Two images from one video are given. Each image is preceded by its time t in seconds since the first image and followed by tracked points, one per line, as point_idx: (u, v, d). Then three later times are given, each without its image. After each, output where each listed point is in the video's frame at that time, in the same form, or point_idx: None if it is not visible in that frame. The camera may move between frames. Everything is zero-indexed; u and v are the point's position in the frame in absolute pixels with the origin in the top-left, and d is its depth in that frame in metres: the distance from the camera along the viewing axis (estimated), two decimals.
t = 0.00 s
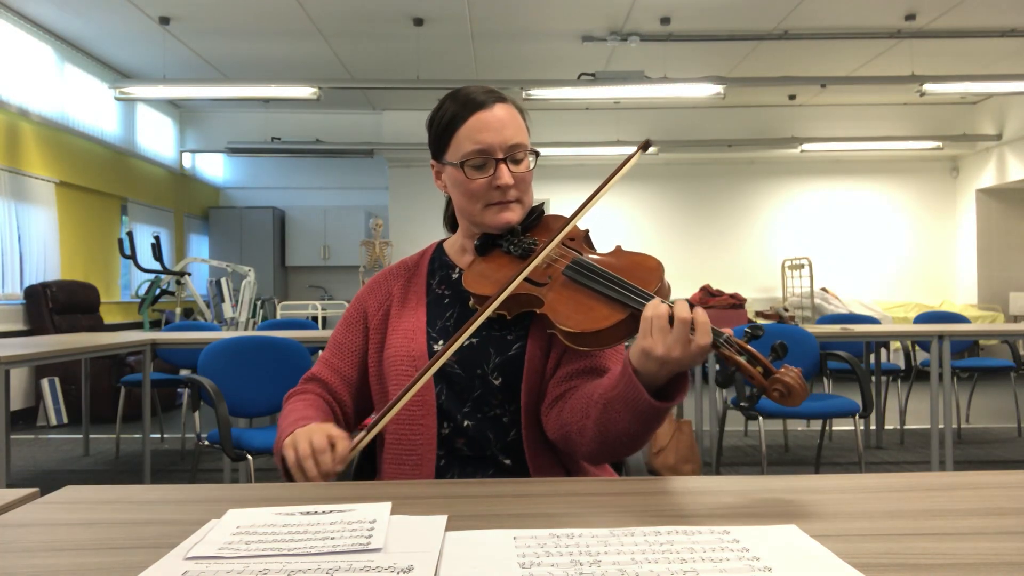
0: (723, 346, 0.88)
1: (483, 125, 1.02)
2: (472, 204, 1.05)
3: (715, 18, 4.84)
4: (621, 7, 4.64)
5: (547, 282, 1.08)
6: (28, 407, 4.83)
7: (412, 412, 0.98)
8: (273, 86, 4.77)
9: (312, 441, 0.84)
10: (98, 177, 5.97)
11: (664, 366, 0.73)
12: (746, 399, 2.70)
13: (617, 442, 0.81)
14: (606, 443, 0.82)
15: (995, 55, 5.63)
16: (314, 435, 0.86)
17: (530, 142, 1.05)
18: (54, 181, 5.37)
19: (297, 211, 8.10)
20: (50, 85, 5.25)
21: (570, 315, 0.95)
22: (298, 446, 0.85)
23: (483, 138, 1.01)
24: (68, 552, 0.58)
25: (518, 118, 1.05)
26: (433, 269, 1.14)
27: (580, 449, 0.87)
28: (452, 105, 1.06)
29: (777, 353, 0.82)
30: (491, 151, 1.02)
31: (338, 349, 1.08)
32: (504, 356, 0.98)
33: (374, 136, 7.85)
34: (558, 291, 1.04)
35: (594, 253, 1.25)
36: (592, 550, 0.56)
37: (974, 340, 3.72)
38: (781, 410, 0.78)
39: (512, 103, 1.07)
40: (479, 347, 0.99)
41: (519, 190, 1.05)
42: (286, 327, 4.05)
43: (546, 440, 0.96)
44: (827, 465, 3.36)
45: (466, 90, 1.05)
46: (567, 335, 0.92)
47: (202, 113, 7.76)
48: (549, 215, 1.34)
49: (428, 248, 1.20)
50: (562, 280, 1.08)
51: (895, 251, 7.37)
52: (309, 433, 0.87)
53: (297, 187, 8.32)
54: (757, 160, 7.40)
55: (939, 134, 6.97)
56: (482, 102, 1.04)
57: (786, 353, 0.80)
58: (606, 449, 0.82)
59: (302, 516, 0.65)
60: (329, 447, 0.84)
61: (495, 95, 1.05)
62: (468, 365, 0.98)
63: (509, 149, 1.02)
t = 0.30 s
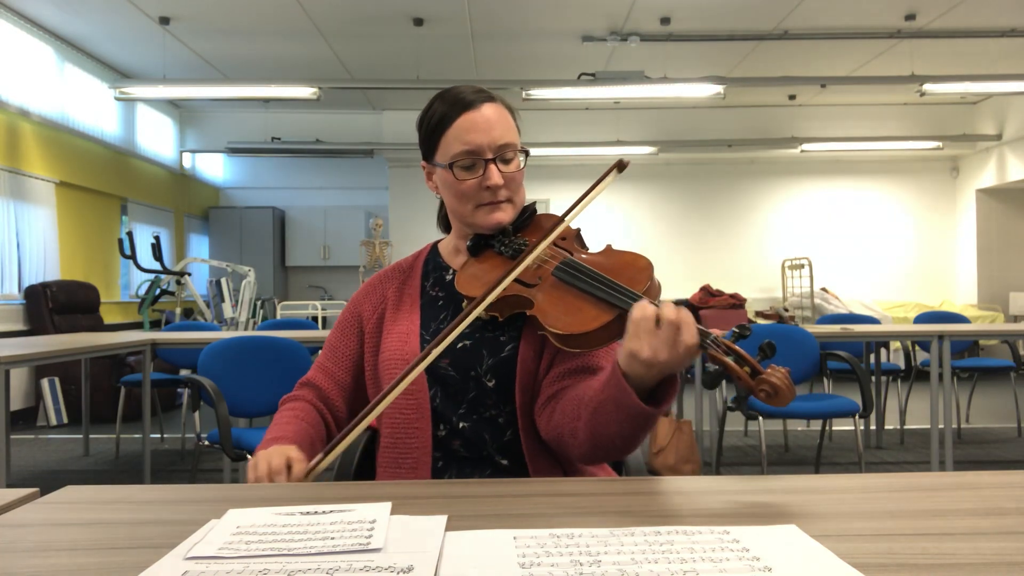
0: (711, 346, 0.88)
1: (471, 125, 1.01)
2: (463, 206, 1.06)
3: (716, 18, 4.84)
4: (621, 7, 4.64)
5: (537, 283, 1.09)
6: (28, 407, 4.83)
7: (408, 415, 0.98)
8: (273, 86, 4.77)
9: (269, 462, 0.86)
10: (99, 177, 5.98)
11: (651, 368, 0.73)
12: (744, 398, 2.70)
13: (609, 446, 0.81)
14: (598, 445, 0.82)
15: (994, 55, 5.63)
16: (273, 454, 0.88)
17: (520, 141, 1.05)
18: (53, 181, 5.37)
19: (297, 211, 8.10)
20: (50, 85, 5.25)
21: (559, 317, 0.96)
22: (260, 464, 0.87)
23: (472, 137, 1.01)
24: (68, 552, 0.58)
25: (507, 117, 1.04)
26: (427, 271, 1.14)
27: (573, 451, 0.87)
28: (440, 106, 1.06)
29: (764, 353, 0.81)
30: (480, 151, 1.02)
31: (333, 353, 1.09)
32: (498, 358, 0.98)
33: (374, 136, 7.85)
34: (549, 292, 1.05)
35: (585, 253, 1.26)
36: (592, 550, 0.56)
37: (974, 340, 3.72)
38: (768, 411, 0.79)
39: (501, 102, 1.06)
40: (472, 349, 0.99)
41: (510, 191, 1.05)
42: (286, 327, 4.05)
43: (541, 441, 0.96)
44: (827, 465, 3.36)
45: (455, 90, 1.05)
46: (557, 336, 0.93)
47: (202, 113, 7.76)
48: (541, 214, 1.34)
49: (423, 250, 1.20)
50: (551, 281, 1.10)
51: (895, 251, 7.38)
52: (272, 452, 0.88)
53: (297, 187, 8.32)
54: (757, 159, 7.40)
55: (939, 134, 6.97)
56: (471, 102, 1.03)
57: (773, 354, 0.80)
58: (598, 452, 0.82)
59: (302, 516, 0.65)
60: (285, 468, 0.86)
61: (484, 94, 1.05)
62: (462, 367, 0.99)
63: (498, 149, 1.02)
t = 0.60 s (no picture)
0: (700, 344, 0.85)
1: (470, 120, 1.01)
2: (460, 201, 1.05)
3: (716, 18, 4.84)
4: (620, 7, 4.64)
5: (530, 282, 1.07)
6: (28, 407, 4.83)
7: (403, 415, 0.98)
8: (273, 86, 4.77)
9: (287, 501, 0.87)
10: (99, 177, 5.98)
11: (646, 372, 0.72)
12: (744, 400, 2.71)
13: (605, 448, 0.81)
14: (593, 447, 0.82)
15: (994, 55, 5.63)
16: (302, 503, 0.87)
17: (519, 139, 1.05)
18: (53, 181, 5.37)
19: (297, 211, 8.10)
20: (50, 86, 5.26)
21: (551, 315, 0.94)
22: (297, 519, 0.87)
23: (471, 133, 1.01)
24: (68, 552, 0.58)
25: (507, 115, 1.05)
26: (424, 270, 1.14)
27: (570, 454, 0.87)
28: (440, 101, 1.06)
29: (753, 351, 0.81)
30: (479, 147, 1.02)
31: (331, 354, 1.08)
32: (493, 359, 0.98)
33: (375, 136, 7.85)
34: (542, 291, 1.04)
35: (581, 251, 1.25)
36: (592, 550, 0.56)
37: (974, 340, 3.72)
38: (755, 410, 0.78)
39: (502, 100, 1.07)
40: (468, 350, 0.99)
41: (507, 188, 1.05)
42: (286, 326, 4.05)
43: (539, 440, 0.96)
44: (827, 466, 3.36)
45: (456, 87, 1.05)
46: (548, 335, 0.91)
47: (202, 113, 7.76)
48: (538, 213, 1.34)
49: (420, 249, 1.20)
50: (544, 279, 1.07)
51: (895, 251, 7.38)
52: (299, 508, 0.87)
53: (297, 187, 8.32)
54: (757, 160, 7.40)
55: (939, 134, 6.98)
56: (471, 98, 1.03)
57: (762, 353, 0.79)
58: (595, 454, 0.83)
59: (302, 517, 0.65)
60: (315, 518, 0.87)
61: (484, 91, 1.05)
62: (458, 367, 0.98)
63: (497, 145, 1.02)
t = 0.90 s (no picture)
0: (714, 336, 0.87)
1: (484, 115, 1.02)
2: (469, 195, 1.05)
3: (716, 18, 4.84)
4: (620, 7, 4.64)
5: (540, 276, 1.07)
6: (28, 407, 4.83)
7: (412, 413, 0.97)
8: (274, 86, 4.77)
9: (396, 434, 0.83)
10: (99, 177, 5.98)
11: (665, 372, 0.74)
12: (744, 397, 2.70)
13: (620, 447, 0.81)
14: (606, 446, 0.82)
15: (994, 55, 5.63)
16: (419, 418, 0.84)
17: (531, 137, 1.05)
18: (53, 181, 5.37)
19: (297, 211, 8.10)
20: (50, 86, 5.26)
21: (562, 309, 0.95)
22: (411, 441, 0.81)
23: (484, 127, 1.01)
24: (68, 552, 0.58)
25: (521, 113, 1.05)
26: (429, 269, 1.14)
27: (579, 452, 0.87)
28: (455, 99, 1.07)
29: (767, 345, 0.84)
30: (491, 142, 1.02)
31: (341, 351, 1.06)
32: (500, 357, 0.98)
33: (374, 135, 7.85)
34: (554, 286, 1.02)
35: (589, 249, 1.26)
36: (592, 550, 0.56)
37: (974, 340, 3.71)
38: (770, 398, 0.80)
39: (517, 100, 1.07)
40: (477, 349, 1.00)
41: (517, 185, 1.04)
42: (286, 327, 4.05)
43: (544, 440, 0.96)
44: (827, 466, 3.36)
45: (471, 86, 1.07)
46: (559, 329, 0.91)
47: (202, 112, 7.76)
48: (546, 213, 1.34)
49: (425, 248, 1.20)
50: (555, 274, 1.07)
51: (895, 251, 7.38)
52: (412, 422, 0.83)
53: (297, 187, 8.32)
54: (757, 160, 7.41)
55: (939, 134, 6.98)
56: (485, 95, 1.05)
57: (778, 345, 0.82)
58: (609, 452, 0.83)
59: (302, 517, 0.65)
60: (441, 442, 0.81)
61: (499, 90, 1.06)
62: (465, 366, 0.99)
63: (509, 141, 1.02)
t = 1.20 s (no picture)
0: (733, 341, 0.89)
1: (507, 117, 1.02)
2: (489, 195, 1.04)
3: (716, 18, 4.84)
4: (621, 7, 4.64)
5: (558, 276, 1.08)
6: (28, 407, 4.83)
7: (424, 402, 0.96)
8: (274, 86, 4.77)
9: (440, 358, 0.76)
10: (99, 177, 5.98)
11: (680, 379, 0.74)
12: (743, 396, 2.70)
13: (636, 451, 0.81)
14: (623, 449, 0.82)
15: (994, 55, 5.63)
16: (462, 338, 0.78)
17: (552, 140, 1.05)
18: (53, 181, 5.37)
19: (297, 211, 8.10)
20: (50, 86, 5.26)
21: (579, 309, 0.96)
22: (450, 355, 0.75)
23: (506, 128, 1.02)
24: (68, 552, 0.58)
25: (543, 116, 1.05)
26: (445, 263, 1.14)
27: (589, 454, 0.88)
28: (476, 100, 1.07)
29: (786, 352, 0.85)
30: (513, 143, 1.02)
31: (358, 334, 1.05)
32: (514, 356, 0.99)
33: (374, 136, 7.85)
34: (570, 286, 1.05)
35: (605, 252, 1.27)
36: (593, 550, 0.56)
37: (974, 340, 3.71)
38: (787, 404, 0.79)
39: (539, 102, 1.08)
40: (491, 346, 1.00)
41: (537, 187, 1.04)
42: (286, 327, 4.05)
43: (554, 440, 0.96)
44: (827, 465, 3.36)
45: (493, 87, 1.07)
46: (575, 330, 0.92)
47: (202, 113, 7.76)
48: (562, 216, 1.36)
49: (440, 243, 1.20)
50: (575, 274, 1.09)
51: (896, 251, 7.38)
52: (453, 341, 0.78)
53: (298, 187, 8.32)
54: (757, 160, 7.41)
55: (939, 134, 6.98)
56: (508, 97, 1.05)
57: (796, 353, 0.82)
58: (622, 457, 0.83)
59: (302, 517, 0.65)
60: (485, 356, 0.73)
61: (521, 92, 1.06)
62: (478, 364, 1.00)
63: (531, 143, 1.03)
